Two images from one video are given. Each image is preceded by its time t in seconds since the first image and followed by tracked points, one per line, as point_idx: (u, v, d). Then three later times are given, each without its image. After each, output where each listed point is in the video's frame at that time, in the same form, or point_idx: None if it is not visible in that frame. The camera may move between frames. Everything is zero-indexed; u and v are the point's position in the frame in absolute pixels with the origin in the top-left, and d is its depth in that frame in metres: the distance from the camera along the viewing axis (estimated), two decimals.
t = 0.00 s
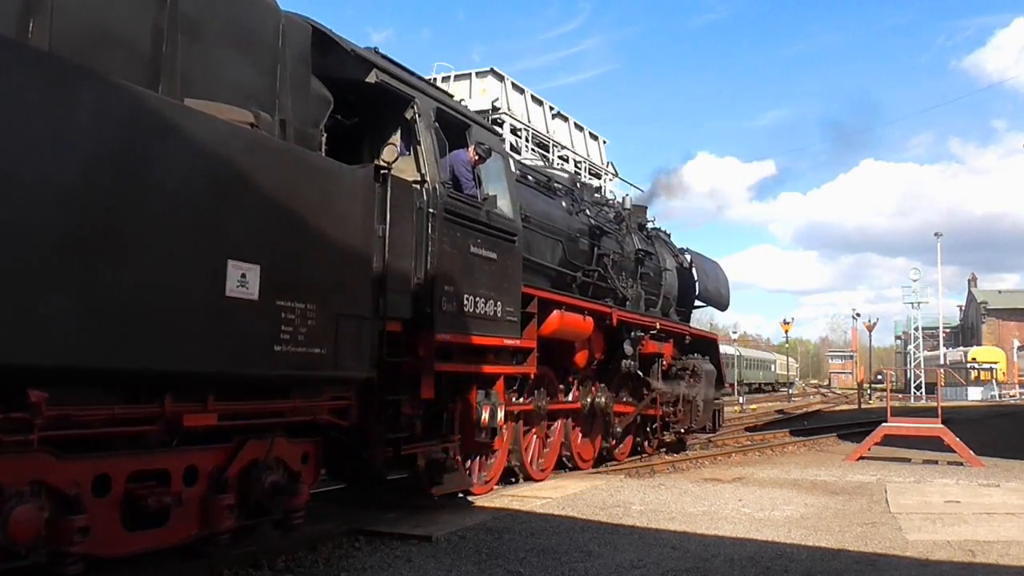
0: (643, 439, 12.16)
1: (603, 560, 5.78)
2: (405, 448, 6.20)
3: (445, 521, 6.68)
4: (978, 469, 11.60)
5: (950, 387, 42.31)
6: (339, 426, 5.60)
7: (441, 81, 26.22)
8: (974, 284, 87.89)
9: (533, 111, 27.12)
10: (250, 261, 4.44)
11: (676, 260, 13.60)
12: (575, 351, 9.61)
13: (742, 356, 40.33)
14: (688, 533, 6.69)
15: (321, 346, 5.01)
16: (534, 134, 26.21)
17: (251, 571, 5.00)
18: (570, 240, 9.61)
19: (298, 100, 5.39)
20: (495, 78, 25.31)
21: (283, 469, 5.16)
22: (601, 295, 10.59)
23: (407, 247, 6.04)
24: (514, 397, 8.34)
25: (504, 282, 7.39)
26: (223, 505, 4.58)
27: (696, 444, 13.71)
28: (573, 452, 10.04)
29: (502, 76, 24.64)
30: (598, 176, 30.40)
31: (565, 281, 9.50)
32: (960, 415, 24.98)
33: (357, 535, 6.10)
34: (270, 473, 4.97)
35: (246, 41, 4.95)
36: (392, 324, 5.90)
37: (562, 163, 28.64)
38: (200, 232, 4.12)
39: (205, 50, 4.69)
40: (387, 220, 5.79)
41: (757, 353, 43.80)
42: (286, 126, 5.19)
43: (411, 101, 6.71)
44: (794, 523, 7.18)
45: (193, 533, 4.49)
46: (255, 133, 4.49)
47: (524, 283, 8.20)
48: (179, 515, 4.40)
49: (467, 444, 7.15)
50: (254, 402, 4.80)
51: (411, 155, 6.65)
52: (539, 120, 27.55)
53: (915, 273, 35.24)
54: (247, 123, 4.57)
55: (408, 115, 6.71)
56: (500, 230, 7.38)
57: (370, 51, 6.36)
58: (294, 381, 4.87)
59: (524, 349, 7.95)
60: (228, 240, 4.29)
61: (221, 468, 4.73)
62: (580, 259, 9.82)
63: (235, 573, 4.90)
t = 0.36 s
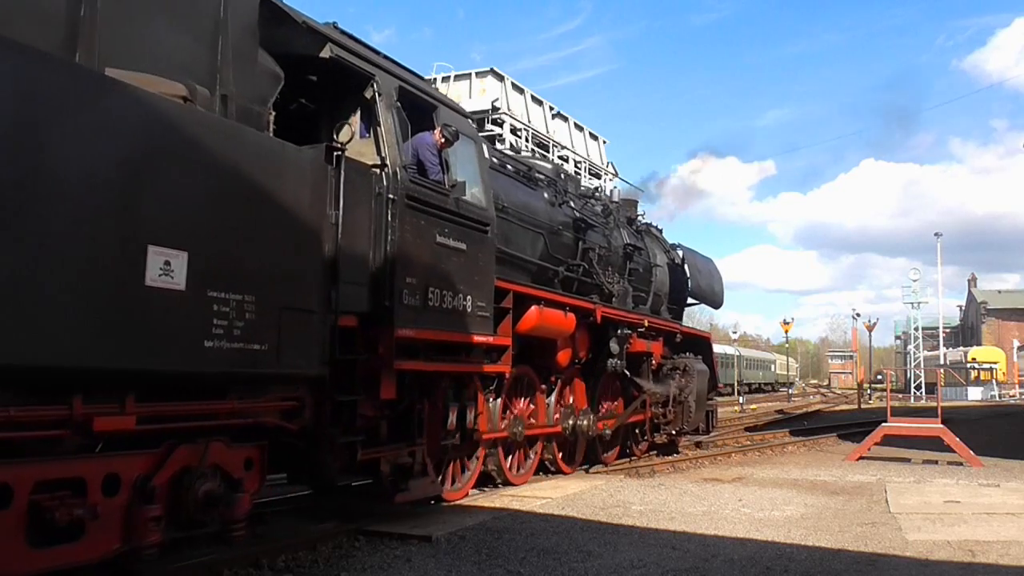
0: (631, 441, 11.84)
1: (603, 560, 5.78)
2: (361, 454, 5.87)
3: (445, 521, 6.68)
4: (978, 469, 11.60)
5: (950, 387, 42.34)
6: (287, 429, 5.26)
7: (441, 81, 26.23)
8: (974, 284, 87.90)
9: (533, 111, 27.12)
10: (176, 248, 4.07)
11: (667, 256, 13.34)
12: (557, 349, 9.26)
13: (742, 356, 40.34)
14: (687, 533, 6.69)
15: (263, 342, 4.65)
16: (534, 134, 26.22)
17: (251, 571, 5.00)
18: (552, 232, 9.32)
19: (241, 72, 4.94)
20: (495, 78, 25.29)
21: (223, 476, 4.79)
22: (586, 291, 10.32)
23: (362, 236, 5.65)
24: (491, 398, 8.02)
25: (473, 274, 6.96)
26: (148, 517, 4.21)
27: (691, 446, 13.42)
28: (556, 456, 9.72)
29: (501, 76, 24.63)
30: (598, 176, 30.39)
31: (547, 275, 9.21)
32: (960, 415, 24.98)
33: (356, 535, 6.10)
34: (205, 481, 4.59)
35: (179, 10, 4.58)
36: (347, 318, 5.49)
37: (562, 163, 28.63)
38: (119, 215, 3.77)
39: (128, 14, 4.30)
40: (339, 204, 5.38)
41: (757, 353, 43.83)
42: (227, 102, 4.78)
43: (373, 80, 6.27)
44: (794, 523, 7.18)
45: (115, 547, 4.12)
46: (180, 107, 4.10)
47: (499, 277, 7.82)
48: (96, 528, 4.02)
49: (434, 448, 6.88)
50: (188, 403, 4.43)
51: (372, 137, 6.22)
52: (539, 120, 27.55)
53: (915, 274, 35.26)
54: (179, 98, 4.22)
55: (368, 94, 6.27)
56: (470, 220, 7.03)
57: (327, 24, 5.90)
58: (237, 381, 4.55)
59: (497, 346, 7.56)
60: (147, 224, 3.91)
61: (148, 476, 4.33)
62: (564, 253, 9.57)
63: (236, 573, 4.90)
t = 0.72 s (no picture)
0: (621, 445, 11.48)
1: (603, 560, 5.78)
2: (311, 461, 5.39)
3: (446, 521, 6.68)
4: (978, 469, 11.60)
5: (950, 387, 42.34)
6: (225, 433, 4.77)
7: (441, 81, 26.26)
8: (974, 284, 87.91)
9: (533, 111, 27.13)
10: (85, 232, 3.65)
11: (657, 252, 12.95)
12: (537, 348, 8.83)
13: (742, 356, 40.34)
14: (687, 532, 6.69)
15: (195, 338, 4.23)
16: (534, 134, 26.21)
17: (251, 571, 5.00)
18: (532, 224, 8.93)
19: (177, 41, 4.50)
20: (495, 78, 25.27)
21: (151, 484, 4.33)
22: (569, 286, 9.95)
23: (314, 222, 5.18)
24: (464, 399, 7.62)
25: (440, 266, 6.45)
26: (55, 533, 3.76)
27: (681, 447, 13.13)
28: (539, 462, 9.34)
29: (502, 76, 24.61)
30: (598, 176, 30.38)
31: (526, 269, 8.83)
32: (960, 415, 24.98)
33: (356, 535, 6.10)
34: (126, 491, 4.12)
35: None
36: (295, 312, 5.01)
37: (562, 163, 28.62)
38: (20, 192, 3.38)
39: None
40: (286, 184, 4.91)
41: (757, 354, 43.83)
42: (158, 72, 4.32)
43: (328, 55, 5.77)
44: (794, 523, 7.18)
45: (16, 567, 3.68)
46: (92, 76, 3.71)
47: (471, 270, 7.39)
48: None
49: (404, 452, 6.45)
50: (104, 405, 3.97)
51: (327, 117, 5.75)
52: (539, 120, 27.55)
53: (915, 274, 35.23)
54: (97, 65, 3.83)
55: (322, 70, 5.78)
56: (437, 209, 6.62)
57: None
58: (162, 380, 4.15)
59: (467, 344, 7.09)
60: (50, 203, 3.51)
61: (59, 486, 3.87)
62: (545, 248, 9.21)
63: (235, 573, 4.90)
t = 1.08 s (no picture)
0: (609, 447, 11.14)
1: (603, 560, 5.77)
2: (252, 469, 5.02)
3: (445, 521, 6.68)
4: (978, 469, 11.59)
5: (950, 387, 42.33)
6: (151, 436, 4.46)
7: (441, 80, 26.27)
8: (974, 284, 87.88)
9: (533, 111, 27.10)
10: None
11: (646, 247, 12.53)
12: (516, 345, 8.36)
13: (742, 356, 40.34)
14: (688, 532, 6.69)
15: (105, 329, 3.92)
16: (533, 134, 26.18)
17: (252, 570, 5.00)
18: (511, 216, 8.48)
19: (100, 7, 4.19)
20: (495, 78, 25.26)
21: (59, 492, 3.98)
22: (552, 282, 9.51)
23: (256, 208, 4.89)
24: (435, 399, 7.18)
25: (402, 258, 6.17)
26: None
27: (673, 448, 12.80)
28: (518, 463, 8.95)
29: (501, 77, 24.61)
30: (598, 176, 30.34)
31: (505, 263, 8.37)
32: (961, 414, 24.96)
33: (356, 535, 6.10)
34: (29, 501, 3.80)
35: None
36: (232, 304, 4.71)
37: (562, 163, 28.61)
38: None
39: None
40: (225, 166, 4.62)
41: (757, 354, 43.83)
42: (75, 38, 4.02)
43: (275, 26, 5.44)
44: (794, 523, 7.17)
45: None
46: None
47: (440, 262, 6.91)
48: None
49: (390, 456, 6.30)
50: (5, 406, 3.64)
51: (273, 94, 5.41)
52: (539, 120, 27.55)
53: (914, 273, 35.22)
54: None
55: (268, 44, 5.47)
56: (397, 195, 6.16)
57: None
58: (77, 377, 3.88)
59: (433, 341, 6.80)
60: None
61: None
62: (528, 241, 8.82)
63: (235, 573, 4.90)
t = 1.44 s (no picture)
0: (599, 449, 10.91)
1: (603, 560, 5.77)
2: (184, 477, 4.71)
3: (445, 521, 6.68)
4: (978, 469, 11.59)
5: (950, 388, 42.33)
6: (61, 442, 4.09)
7: (441, 80, 26.27)
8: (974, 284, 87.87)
9: (533, 111, 27.13)
10: None
11: (636, 241, 12.15)
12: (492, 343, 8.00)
13: (742, 356, 40.35)
14: (688, 532, 6.69)
15: None
16: (533, 133, 26.19)
17: (251, 571, 5.00)
18: (487, 206, 8.08)
19: None
20: (495, 78, 25.28)
21: None
22: (533, 277, 9.13)
23: (186, 196, 4.50)
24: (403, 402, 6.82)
25: (361, 247, 5.71)
26: None
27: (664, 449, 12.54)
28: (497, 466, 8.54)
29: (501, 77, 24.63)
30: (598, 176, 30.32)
31: (481, 256, 7.98)
32: (961, 415, 24.95)
33: (356, 535, 6.10)
34: None
35: None
36: (155, 296, 4.32)
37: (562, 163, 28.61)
38: None
39: None
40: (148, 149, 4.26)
41: (757, 353, 43.85)
42: None
43: None
44: (794, 523, 7.17)
45: None
46: None
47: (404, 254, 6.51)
48: None
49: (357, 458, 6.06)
50: None
51: (210, 66, 4.93)
52: (540, 120, 27.57)
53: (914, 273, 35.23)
54: None
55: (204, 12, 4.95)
56: (353, 179, 5.73)
57: None
58: None
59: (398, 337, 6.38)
60: None
61: None
62: (505, 235, 8.46)
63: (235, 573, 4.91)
